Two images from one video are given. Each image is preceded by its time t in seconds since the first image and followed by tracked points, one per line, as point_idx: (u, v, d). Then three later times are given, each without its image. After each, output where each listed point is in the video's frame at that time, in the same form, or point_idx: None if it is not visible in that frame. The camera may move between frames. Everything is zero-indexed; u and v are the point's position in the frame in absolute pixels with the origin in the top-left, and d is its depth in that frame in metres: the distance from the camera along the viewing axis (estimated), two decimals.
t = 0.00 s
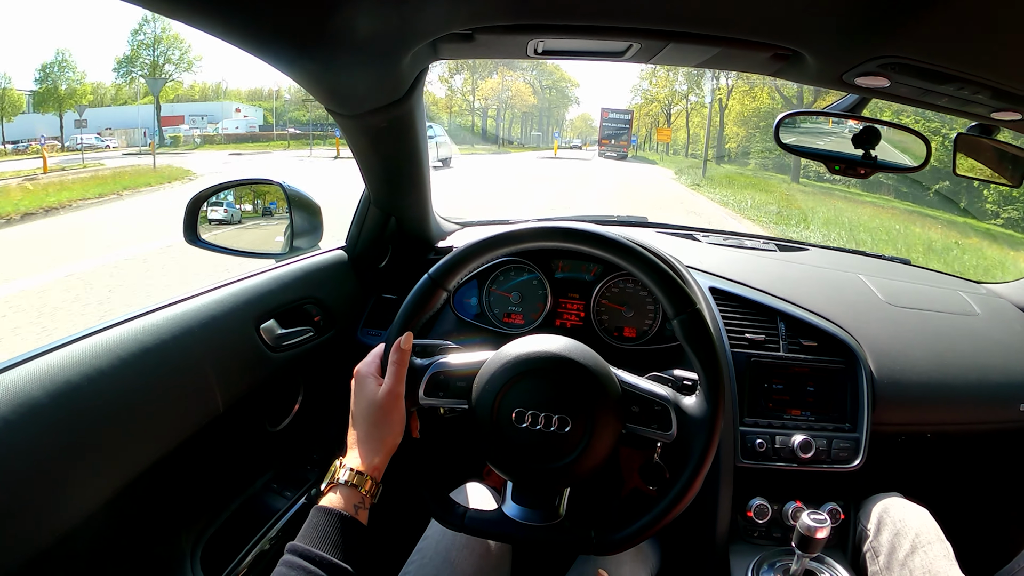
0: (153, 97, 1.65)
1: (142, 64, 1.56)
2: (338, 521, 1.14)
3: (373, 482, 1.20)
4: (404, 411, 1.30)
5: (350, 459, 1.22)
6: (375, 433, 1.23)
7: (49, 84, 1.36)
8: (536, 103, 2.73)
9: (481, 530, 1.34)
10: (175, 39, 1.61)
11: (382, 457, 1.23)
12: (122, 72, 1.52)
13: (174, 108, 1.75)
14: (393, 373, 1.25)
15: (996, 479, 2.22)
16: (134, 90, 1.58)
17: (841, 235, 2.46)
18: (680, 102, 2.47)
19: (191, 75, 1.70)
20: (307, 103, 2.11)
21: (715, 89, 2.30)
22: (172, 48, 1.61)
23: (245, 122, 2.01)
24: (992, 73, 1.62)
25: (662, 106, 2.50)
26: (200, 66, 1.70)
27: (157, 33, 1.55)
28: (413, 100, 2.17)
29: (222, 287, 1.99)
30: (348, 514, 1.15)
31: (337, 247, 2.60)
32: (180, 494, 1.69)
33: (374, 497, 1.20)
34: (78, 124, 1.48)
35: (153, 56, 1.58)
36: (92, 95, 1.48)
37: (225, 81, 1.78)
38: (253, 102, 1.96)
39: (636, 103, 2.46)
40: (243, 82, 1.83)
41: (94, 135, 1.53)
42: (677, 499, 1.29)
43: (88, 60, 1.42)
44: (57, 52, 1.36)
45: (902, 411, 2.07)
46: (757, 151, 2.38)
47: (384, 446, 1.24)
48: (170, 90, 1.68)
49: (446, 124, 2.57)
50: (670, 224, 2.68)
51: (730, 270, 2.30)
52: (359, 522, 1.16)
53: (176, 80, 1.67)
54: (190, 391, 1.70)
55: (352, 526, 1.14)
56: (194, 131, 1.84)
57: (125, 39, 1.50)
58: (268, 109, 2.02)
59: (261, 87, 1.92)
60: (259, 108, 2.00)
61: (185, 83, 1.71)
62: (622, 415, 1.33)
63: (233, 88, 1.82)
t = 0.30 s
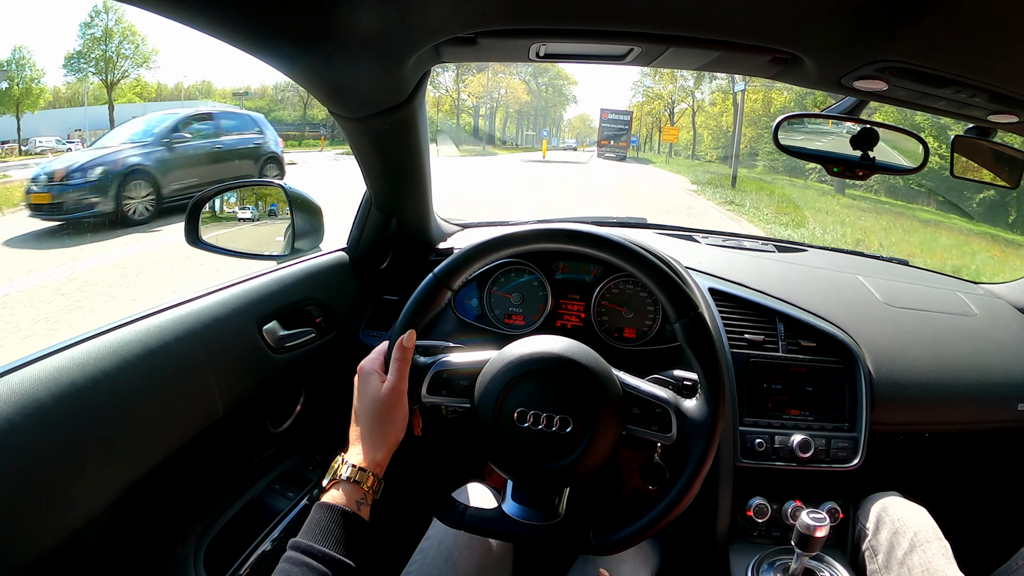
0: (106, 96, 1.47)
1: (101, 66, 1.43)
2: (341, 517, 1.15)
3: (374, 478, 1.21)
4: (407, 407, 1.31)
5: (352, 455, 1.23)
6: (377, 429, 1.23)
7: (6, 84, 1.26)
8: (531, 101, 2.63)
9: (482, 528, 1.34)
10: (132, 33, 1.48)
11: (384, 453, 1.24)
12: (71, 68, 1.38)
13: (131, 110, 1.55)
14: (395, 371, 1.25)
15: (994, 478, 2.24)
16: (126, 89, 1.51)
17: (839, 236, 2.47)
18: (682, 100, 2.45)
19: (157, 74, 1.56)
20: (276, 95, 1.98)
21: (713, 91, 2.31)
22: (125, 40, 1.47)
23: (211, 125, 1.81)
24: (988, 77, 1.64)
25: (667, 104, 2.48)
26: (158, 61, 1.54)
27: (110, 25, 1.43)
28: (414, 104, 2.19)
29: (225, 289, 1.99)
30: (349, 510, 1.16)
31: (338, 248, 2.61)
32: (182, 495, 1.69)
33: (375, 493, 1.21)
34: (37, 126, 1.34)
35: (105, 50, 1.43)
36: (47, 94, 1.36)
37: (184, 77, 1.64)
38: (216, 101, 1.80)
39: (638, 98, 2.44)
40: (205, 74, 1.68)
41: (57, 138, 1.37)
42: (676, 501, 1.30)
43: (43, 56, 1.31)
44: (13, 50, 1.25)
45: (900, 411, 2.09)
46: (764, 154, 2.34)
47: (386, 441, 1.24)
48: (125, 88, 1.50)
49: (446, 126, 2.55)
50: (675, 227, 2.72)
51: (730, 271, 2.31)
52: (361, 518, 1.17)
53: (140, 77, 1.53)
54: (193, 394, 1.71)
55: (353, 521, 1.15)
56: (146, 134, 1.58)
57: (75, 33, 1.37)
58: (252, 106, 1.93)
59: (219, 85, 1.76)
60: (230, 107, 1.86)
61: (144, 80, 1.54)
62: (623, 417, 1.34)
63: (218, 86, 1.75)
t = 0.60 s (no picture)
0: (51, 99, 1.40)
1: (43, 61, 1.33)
2: (342, 520, 1.15)
3: (375, 481, 1.21)
4: (407, 409, 1.32)
5: (353, 458, 1.23)
6: (378, 432, 1.24)
7: None
8: (524, 99, 2.54)
9: (482, 529, 1.35)
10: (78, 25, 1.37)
11: (385, 456, 1.25)
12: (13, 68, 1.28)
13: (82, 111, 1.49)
14: (396, 374, 1.26)
15: (992, 478, 2.25)
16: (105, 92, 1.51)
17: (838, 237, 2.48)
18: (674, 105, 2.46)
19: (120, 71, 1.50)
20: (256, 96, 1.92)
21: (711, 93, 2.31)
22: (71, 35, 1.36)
23: (167, 120, 1.70)
24: (986, 80, 1.65)
25: (670, 102, 2.45)
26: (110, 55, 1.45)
27: (55, 16, 1.30)
28: (415, 108, 2.20)
29: (226, 290, 2.00)
30: (350, 513, 1.17)
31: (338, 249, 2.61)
32: (183, 497, 1.70)
33: (376, 495, 1.22)
34: None
35: (50, 44, 1.32)
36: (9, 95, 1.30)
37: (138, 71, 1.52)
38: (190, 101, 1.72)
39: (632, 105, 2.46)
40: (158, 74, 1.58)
41: (13, 141, 1.33)
42: (676, 502, 1.30)
43: None
44: None
45: (899, 412, 2.10)
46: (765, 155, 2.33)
47: (386, 445, 1.25)
48: (73, 89, 1.44)
49: (446, 127, 2.53)
50: (671, 228, 2.72)
51: (729, 272, 2.32)
52: (362, 521, 1.17)
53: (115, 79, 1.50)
54: (194, 395, 1.71)
55: (355, 524, 1.16)
56: (96, 135, 1.55)
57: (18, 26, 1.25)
58: (231, 107, 1.87)
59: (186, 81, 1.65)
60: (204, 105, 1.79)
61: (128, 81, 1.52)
62: (623, 417, 1.35)
63: (204, 87, 1.71)
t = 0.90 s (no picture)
0: None
1: None
2: (340, 523, 1.15)
3: (373, 484, 1.21)
4: (405, 411, 1.31)
5: (351, 461, 1.23)
6: (375, 435, 1.23)
7: None
8: (518, 96, 2.51)
9: (481, 531, 1.34)
10: (15, 19, 1.23)
11: (382, 459, 1.24)
12: None
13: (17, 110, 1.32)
14: (393, 376, 1.26)
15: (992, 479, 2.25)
16: (77, 91, 1.41)
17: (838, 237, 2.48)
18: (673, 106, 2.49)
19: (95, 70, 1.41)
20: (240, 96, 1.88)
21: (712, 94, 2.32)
22: (8, 29, 1.22)
23: (123, 120, 1.55)
24: (986, 80, 1.65)
25: (673, 101, 2.44)
26: (52, 49, 1.31)
27: None
28: (415, 106, 2.20)
29: (223, 290, 1.99)
30: (349, 516, 1.16)
31: (336, 249, 2.60)
32: (181, 498, 1.69)
33: (374, 498, 1.21)
34: None
35: None
36: None
37: (87, 66, 1.39)
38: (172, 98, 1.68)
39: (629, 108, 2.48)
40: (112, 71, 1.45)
41: None
42: (675, 503, 1.30)
43: None
44: None
45: (899, 413, 2.09)
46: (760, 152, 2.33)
47: (384, 447, 1.24)
48: (16, 87, 1.29)
49: (445, 128, 2.54)
50: (671, 228, 2.68)
51: (728, 273, 2.31)
52: (360, 524, 1.17)
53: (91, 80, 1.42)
54: (191, 396, 1.71)
55: (352, 527, 1.15)
56: (37, 137, 1.38)
57: None
58: (210, 105, 1.83)
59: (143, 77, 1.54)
60: (172, 103, 1.69)
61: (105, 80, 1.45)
62: (622, 417, 1.34)
63: (189, 84, 1.69)
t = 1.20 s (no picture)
0: None
1: None
2: (341, 528, 1.15)
3: (375, 489, 1.21)
4: (406, 415, 1.31)
5: (352, 465, 1.22)
6: (376, 440, 1.23)
7: None
8: (515, 94, 2.51)
9: (484, 534, 1.33)
10: None
11: (384, 463, 1.23)
12: None
13: None
14: (394, 381, 1.25)
15: (992, 480, 2.25)
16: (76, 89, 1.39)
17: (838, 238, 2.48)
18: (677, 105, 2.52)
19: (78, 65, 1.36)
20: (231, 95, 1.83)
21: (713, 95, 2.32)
22: None
23: (67, 120, 1.41)
24: (988, 81, 1.65)
25: (674, 100, 2.46)
26: None
27: None
28: (415, 106, 2.19)
29: (223, 291, 1.99)
30: (350, 521, 1.16)
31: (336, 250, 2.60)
32: (181, 500, 1.68)
33: (375, 503, 1.21)
34: None
35: None
36: None
37: (23, 63, 1.25)
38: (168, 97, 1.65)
39: (631, 107, 2.49)
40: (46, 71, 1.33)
41: None
42: (678, 504, 1.29)
43: None
44: None
45: (899, 414, 2.09)
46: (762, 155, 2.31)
47: (386, 452, 1.24)
48: None
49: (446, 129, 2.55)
50: (670, 229, 2.69)
51: (729, 274, 2.31)
52: (361, 529, 1.17)
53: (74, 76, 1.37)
54: (191, 398, 1.70)
55: (354, 532, 1.15)
56: None
57: None
58: (191, 104, 1.74)
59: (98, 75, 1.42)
60: (141, 102, 1.55)
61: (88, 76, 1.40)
62: (624, 419, 1.34)
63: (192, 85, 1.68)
